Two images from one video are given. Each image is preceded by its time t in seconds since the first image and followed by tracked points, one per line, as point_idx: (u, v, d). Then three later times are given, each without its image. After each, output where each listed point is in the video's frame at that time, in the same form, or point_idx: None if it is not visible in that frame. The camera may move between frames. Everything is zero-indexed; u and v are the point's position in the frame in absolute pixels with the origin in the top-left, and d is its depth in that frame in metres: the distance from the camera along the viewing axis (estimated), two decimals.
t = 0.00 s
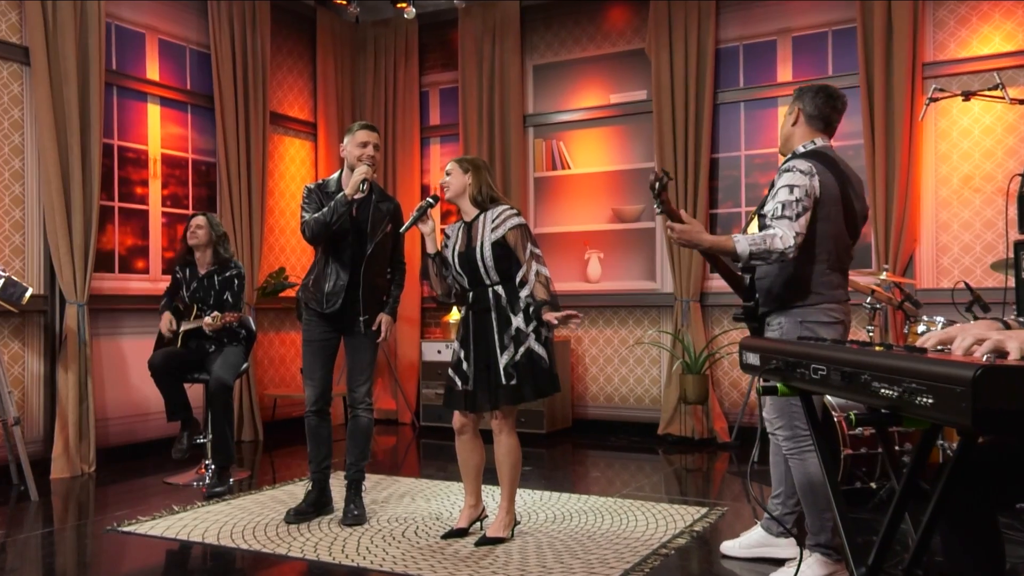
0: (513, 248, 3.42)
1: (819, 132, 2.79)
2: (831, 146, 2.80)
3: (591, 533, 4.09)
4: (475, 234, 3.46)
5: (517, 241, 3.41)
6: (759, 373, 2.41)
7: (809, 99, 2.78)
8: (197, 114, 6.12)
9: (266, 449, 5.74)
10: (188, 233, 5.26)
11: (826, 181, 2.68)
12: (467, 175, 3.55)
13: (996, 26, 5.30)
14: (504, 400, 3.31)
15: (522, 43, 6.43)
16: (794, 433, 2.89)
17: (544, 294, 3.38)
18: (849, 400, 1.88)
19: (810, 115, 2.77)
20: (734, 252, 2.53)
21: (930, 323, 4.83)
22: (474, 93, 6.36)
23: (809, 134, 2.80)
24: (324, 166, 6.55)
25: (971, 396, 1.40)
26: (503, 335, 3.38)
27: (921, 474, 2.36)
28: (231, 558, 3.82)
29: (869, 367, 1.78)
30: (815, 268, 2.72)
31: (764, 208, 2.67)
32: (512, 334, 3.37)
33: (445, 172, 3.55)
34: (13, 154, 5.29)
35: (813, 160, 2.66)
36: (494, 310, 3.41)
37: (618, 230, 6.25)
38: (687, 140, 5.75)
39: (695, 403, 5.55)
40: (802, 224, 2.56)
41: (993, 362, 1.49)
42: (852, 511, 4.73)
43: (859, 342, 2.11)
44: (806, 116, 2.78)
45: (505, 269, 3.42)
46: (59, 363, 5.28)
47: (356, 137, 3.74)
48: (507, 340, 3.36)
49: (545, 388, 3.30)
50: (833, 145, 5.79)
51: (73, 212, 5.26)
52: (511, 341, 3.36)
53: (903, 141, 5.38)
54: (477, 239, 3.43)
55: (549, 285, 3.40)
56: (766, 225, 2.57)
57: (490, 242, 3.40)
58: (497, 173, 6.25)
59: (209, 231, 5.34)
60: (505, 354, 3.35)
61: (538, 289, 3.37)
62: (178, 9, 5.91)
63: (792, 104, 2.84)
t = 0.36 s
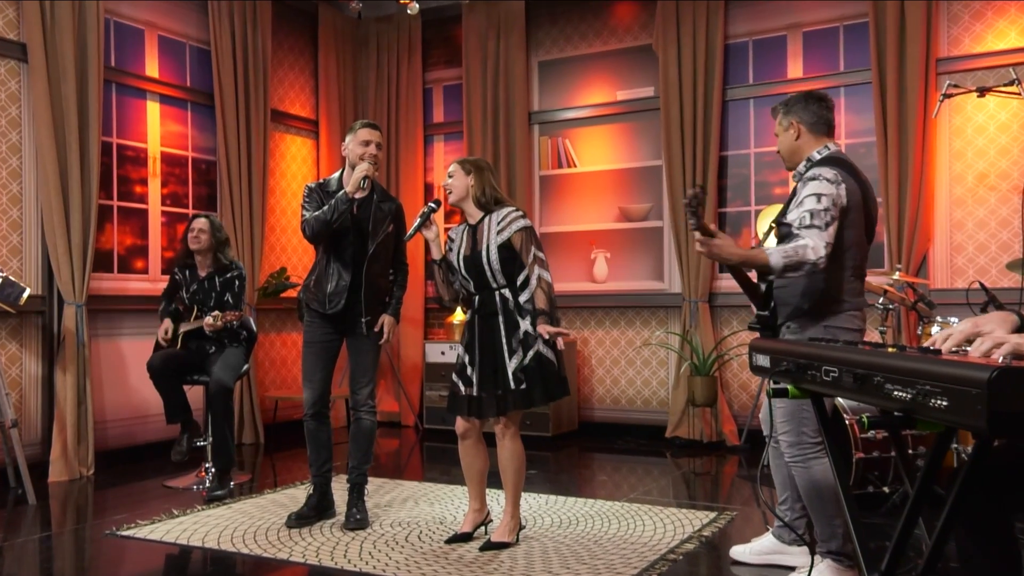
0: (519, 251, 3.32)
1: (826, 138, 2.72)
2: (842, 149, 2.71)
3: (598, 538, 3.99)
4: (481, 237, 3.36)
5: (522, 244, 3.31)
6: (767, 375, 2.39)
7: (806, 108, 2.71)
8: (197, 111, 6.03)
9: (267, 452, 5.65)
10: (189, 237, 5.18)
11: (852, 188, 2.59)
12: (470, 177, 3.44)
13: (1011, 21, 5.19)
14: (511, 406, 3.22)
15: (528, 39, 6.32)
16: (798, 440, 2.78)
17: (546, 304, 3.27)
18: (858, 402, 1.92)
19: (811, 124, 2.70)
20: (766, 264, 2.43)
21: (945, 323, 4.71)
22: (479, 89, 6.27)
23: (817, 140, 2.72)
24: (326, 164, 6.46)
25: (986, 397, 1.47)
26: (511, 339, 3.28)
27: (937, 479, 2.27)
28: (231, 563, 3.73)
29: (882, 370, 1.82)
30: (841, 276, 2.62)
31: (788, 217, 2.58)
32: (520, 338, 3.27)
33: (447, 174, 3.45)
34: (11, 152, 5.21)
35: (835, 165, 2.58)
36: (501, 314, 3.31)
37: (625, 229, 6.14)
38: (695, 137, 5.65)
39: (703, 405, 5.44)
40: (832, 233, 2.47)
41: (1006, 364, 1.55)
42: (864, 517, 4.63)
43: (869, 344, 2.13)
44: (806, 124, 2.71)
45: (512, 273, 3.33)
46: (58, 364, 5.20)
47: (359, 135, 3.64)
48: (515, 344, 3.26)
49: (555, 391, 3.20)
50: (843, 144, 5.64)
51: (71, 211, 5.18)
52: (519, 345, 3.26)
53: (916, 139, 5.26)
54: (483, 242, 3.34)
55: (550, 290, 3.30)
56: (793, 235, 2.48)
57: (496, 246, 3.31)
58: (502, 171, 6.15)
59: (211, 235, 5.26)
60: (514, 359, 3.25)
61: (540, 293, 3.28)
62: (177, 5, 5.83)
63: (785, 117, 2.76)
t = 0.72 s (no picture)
0: (525, 249, 3.21)
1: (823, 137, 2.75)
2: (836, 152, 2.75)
3: (606, 543, 3.88)
4: (488, 234, 3.26)
5: (529, 242, 3.20)
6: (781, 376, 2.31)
7: (814, 104, 2.73)
8: (198, 109, 5.95)
9: (269, 455, 5.56)
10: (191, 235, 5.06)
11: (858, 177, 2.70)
12: (476, 174, 3.33)
13: None
14: (516, 406, 3.10)
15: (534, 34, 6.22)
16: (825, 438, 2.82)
17: (546, 310, 3.13)
18: (875, 404, 1.87)
19: (817, 122, 2.72)
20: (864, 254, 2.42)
21: (961, 325, 4.55)
22: (484, 86, 6.17)
23: (816, 139, 2.74)
24: (328, 162, 6.38)
25: (1004, 400, 1.43)
26: (515, 339, 3.17)
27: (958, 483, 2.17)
28: (232, 568, 3.63)
29: (897, 372, 1.77)
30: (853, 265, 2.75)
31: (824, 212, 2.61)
32: (524, 338, 3.17)
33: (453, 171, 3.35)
34: (10, 151, 5.14)
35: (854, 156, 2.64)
36: (505, 313, 3.21)
37: (633, 228, 6.04)
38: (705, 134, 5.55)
39: (714, 408, 5.33)
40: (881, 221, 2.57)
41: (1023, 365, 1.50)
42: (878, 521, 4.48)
43: (886, 344, 2.06)
44: (812, 122, 2.73)
45: (517, 271, 3.22)
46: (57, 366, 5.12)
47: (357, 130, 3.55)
48: (519, 344, 3.15)
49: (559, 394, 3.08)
50: (856, 141, 5.52)
51: (71, 210, 5.11)
52: (523, 345, 3.15)
53: (932, 135, 5.14)
54: (490, 239, 3.24)
55: (556, 292, 3.17)
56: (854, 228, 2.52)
57: (502, 243, 3.20)
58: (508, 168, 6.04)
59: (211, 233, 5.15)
60: (517, 359, 3.14)
61: (544, 293, 3.14)
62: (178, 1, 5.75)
63: (788, 107, 2.76)
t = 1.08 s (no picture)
0: (531, 242, 3.12)
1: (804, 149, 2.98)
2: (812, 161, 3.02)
3: (614, 548, 3.79)
4: (495, 225, 3.18)
5: (535, 234, 3.11)
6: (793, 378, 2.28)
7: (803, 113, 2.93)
8: (200, 106, 5.87)
9: (272, 457, 5.48)
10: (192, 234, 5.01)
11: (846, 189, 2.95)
12: (490, 166, 3.24)
13: None
14: (514, 405, 3.03)
15: (541, 30, 6.13)
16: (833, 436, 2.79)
17: (538, 305, 3.04)
18: (887, 407, 1.85)
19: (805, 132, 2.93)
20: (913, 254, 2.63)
21: (977, 327, 4.42)
22: (490, 83, 6.08)
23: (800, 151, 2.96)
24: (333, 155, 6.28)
25: (1020, 404, 1.42)
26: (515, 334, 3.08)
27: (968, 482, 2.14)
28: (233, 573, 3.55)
29: (913, 373, 1.76)
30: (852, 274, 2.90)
31: (844, 214, 2.78)
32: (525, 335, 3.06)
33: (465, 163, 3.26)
34: (10, 149, 5.07)
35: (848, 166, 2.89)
36: (507, 307, 3.12)
37: (642, 227, 5.94)
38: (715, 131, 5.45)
39: (724, 410, 5.23)
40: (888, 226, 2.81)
41: None
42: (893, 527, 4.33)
43: (900, 346, 2.04)
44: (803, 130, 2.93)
45: (522, 263, 3.14)
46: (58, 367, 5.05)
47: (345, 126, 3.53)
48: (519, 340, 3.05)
49: (558, 393, 3.04)
50: (869, 138, 5.40)
51: (71, 209, 5.04)
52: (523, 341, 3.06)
53: (947, 130, 5.01)
54: (497, 230, 3.16)
55: (554, 289, 3.06)
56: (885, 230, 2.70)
57: (509, 234, 3.12)
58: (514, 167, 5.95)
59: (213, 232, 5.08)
60: (514, 354, 3.04)
61: (541, 289, 3.04)
62: None
63: (783, 114, 2.92)
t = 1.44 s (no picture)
0: (533, 242, 3.04)
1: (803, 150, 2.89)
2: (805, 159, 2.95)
3: (623, 553, 3.68)
4: (501, 220, 3.13)
5: (539, 236, 3.04)
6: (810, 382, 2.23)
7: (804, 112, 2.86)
8: (201, 104, 5.78)
9: (274, 460, 5.39)
10: (195, 232, 4.92)
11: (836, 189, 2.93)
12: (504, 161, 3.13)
13: None
14: (506, 406, 2.98)
15: (548, 26, 6.04)
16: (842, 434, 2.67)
17: (522, 274, 2.92)
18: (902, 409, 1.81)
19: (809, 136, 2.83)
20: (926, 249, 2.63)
21: (994, 326, 4.30)
22: (496, 80, 5.99)
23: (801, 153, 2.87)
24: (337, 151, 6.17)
25: None
26: (509, 334, 3.03)
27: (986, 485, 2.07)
28: None
29: (927, 376, 1.72)
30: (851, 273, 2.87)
31: (855, 213, 2.75)
32: (518, 335, 3.01)
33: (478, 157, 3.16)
34: (9, 147, 5.00)
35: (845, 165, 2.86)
36: (503, 304, 3.06)
37: (651, 226, 5.83)
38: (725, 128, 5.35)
39: (734, 413, 5.12)
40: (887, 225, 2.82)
41: None
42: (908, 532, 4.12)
43: (915, 346, 2.00)
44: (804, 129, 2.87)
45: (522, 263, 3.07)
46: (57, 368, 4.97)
47: (334, 128, 3.55)
48: (512, 339, 3.02)
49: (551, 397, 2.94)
50: (883, 134, 5.30)
51: (71, 209, 4.96)
52: (516, 341, 3.01)
53: (962, 124, 4.89)
54: (500, 226, 3.10)
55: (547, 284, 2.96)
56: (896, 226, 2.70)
57: (510, 232, 3.05)
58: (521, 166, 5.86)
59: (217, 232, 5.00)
60: (510, 352, 3.01)
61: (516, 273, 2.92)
62: None
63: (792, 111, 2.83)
